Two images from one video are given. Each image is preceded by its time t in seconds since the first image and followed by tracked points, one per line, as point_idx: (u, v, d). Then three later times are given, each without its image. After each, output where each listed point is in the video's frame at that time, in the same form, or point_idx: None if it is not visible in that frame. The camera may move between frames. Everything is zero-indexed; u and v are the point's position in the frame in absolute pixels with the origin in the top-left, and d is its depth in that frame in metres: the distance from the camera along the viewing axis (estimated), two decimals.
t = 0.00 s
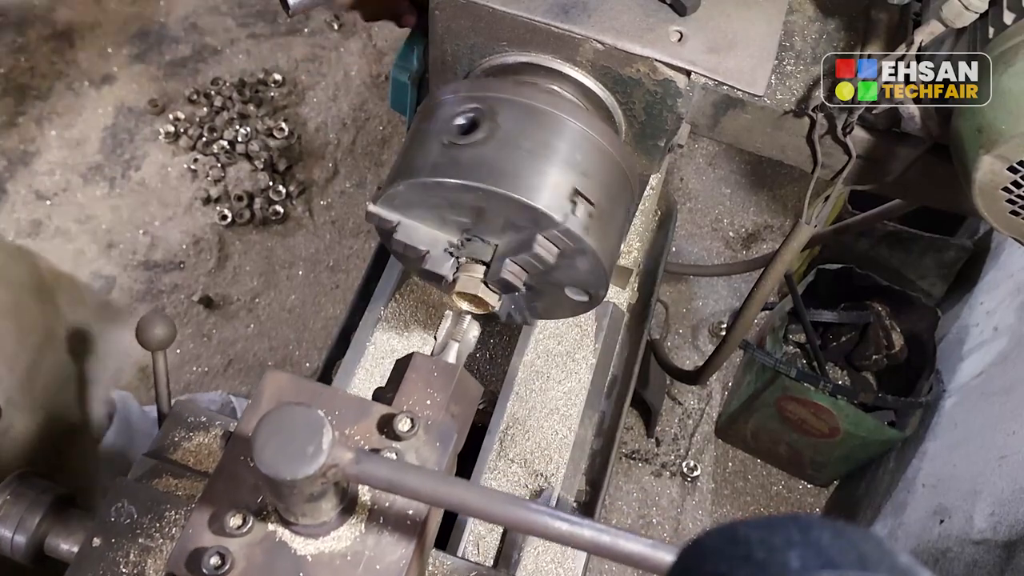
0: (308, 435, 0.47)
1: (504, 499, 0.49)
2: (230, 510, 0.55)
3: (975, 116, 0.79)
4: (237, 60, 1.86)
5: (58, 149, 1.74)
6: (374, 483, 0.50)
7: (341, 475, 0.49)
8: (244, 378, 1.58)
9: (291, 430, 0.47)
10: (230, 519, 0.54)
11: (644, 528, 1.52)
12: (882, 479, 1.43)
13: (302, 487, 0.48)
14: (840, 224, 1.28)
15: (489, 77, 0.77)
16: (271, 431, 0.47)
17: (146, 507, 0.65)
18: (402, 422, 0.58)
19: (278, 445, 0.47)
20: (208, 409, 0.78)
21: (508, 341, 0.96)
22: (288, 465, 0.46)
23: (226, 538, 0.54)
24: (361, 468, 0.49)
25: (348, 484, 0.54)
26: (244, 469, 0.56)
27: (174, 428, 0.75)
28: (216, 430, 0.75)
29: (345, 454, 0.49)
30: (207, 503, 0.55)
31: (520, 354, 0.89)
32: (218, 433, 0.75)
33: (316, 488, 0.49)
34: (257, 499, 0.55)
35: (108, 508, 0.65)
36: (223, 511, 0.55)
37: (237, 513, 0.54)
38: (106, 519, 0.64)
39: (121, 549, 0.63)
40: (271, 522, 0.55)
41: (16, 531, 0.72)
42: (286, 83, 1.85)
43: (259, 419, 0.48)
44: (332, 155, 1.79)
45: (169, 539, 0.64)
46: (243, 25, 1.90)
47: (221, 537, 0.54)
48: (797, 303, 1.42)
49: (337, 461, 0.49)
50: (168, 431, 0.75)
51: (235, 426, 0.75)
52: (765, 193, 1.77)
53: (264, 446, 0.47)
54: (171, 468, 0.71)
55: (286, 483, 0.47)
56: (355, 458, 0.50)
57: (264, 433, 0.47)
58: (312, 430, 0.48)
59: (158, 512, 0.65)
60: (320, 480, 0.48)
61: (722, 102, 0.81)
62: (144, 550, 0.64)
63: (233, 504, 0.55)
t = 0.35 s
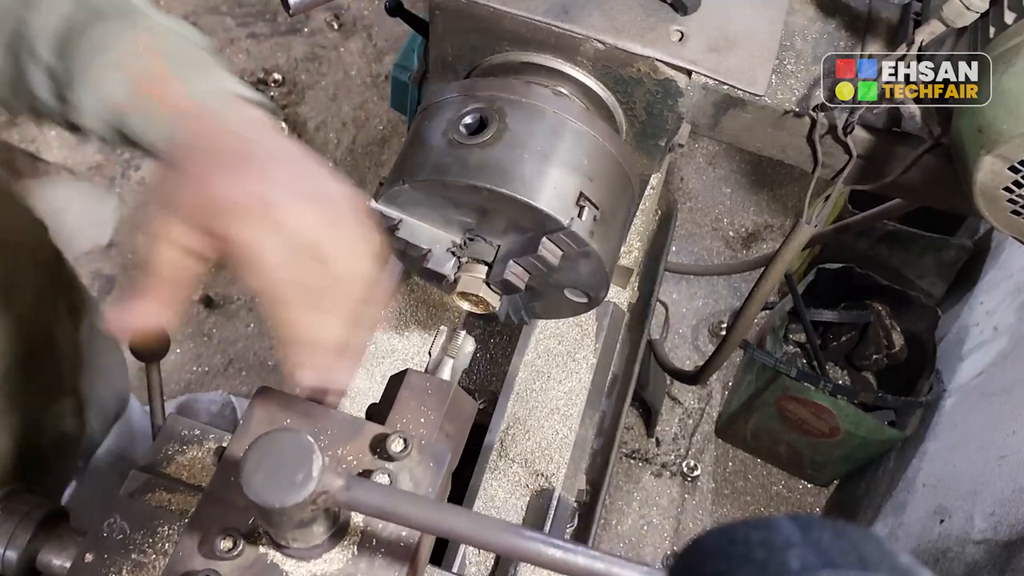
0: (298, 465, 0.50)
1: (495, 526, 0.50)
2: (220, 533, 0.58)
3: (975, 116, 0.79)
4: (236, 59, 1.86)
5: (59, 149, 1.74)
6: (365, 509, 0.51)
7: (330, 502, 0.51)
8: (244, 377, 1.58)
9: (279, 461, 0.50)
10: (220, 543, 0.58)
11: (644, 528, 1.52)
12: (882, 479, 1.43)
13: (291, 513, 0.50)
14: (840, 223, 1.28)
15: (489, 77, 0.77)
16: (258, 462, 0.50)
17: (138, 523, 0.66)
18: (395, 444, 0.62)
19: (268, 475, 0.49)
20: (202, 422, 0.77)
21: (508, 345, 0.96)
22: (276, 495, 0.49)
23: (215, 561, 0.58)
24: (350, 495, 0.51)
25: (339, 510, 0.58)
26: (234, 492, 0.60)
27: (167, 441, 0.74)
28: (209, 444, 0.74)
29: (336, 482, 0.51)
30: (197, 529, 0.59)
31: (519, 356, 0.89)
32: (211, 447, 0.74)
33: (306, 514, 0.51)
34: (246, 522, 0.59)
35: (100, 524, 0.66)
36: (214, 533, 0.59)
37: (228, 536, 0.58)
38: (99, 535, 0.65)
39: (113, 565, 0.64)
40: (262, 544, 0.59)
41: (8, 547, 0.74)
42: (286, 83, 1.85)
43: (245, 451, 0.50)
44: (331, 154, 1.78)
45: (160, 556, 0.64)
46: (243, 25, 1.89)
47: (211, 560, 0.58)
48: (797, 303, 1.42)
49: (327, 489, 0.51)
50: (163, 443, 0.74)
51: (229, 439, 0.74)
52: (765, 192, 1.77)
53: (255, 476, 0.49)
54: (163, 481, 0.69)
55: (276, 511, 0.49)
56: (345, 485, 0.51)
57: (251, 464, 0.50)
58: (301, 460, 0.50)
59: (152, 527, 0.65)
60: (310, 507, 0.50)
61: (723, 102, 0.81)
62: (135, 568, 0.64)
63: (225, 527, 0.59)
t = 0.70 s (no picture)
0: (302, 462, 0.50)
1: (497, 524, 0.50)
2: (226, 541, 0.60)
3: (976, 116, 0.79)
4: (237, 60, 1.86)
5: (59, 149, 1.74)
6: (368, 506, 0.51)
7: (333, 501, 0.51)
8: (245, 378, 1.58)
9: (282, 462, 0.50)
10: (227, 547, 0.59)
11: (644, 528, 1.52)
12: (882, 479, 1.43)
13: (295, 513, 0.50)
14: (840, 224, 1.28)
15: (491, 77, 0.77)
16: (260, 465, 0.50)
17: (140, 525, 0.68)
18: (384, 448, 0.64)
19: (271, 474, 0.50)
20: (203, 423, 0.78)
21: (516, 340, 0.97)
22: (278, 494, 0.49)
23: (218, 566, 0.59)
24: (353, 493, 0.51)
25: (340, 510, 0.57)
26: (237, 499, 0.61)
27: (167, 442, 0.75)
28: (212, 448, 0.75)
29: (338, 481, 0.51)
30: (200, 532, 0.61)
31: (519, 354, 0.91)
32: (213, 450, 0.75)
33: (308, 514, 0.51)
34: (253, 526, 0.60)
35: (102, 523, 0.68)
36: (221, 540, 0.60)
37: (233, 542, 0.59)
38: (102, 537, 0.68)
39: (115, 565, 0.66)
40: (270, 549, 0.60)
41: (8, 547, 0.74)
42: (286, 84, 1.85)
43: (246, 456, 0.51)
44: (332, 156, 1.78)
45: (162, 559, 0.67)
46: (243, 26, 1.89)
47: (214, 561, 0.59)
48: (798, 303, 1.42)
49: (330, 488, 0.51)
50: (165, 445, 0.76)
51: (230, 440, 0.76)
52: (765, 192, 1.77)
53: (258, 475, 0.50)
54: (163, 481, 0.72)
55: (279, 511, 0.49)
56: (348, 484, 0.51)
57: (252, 468, 0.50)
58: (305, 459, 0.50)
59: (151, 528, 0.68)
60: (312, 506, 0.50)
61: (723, 102, 0.81)
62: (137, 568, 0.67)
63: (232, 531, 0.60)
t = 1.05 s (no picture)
0: (303, 464, 0.50)
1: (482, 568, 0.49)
2: (226, 534, 0.62)
3: (976, 115, 0.79)
4: (237, 60, 1.86)
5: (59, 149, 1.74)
6: (357, 526, 0.49)
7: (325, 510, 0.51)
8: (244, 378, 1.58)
9: (282, 461, 0.50)
10: (227, 545, 0.62)
11: (644, 528, 1.52)
12: (883, 478, 1.43)
13: (286, 515, 0.50)
14: (841, 222, 1.28)
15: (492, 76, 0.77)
16: (261, 460, 0.50)
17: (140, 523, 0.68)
18: (380, 476, 0.65)
19: (271, 472, 0.50)
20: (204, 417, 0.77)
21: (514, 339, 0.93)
22: (274, 494, 0.50)
23: (217, 561, 0.62)
24: (345, 507, 0.50)
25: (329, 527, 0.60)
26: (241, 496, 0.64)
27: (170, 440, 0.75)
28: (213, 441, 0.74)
29: (332, 492, 0.50)
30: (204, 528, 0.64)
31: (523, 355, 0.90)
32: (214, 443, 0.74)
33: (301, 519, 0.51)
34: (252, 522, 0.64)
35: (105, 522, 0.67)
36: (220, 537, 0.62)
37: (234, 538, 0.62)
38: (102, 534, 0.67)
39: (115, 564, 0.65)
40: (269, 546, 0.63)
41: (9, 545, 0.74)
42: (286, 84, 1.85)
43: (251, 447, 0.51)
44: (332, 155, 1.78)
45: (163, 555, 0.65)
46: (243, 26, 1.89)
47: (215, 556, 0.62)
48: (798, 302, 1.42)
49: (324, 497, 0.50)
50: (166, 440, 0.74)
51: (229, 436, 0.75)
52: (765, 192, 1.77)
53: (258, 471, 0.50)
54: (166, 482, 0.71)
55: (273, 510, 0.50)
56: (343, 497, 0.50)
57: (254, 462, 0.51)
58: (304, 463, 0.50)
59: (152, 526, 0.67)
60: (305, 513, 0.50)
61: (724, 101, 0.80)
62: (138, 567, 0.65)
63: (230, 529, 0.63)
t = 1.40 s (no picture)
0: (297, 458, 0.51)
1: None
2: (221, 523, 0.62)
3: (968, 112, 0.79)
4: (236, 59, 1.87)
5: (58, 149, 1.75)
6: (342, 530, 0.50)
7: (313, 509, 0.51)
8: (243, 377, 1.59)
9: (280, 449, 0.51)
10: (221, 534, 0.61)
11: (643, 526, 1.53)
12: (880, 476, 1.43)
13: (275, 505, 0.51)
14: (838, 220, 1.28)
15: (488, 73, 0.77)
16: (261, 444, 0.51)
17: (139, 518, 0.69)
18: (377, 471, 0.64)
19: (267, 460, 0.51)
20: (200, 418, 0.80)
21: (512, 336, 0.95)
22: (266, 485, 0.50)
23: (212, 549, 0.61)
24: (333, 511, 0.50)
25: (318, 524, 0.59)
26: (235, 484, 0.63)
27: (165, 437, 0.77)
28: (209, 439, 0.77)
29: (323, 492, 0.50)
30: (199, 519, 0.62)
31: (517, 352, 0.92)
32: (210, 441, 0.77)
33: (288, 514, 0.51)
34: (245, 514, 0.62)
35: (104, 516, 0.69)
36: (214, 526, 0.62)
37: (227, 527, 0.61)
38: (100, 528, 0.68)
39: (115, 557, 0.67)
40: (263, 539, 0.62)
41: (8, 540, 0.75)
42: (285, 83, 1.85)
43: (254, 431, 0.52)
44: (331, 155, 1.79)
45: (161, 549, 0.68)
46: (242, 26, 1.90)
47: (209, 546, 0.61)
48: (794, 300, 1.42)
49: (313, 495, 0.50)
50: (161, 438, 0.77)
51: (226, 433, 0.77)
52: (762, 190, 1.78)
53: (253, 458, 0.51)
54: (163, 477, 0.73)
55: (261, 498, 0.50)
56: (332, 499, 0.50)
57: (254, 444, 0.51)
58: (299, 459, 0.51)
59: (150, 521, 0.69)
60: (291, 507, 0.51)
61: (719, 100, 0.76)
62: (136, 560, 0.67)
63: (224, 518, 0.62)
